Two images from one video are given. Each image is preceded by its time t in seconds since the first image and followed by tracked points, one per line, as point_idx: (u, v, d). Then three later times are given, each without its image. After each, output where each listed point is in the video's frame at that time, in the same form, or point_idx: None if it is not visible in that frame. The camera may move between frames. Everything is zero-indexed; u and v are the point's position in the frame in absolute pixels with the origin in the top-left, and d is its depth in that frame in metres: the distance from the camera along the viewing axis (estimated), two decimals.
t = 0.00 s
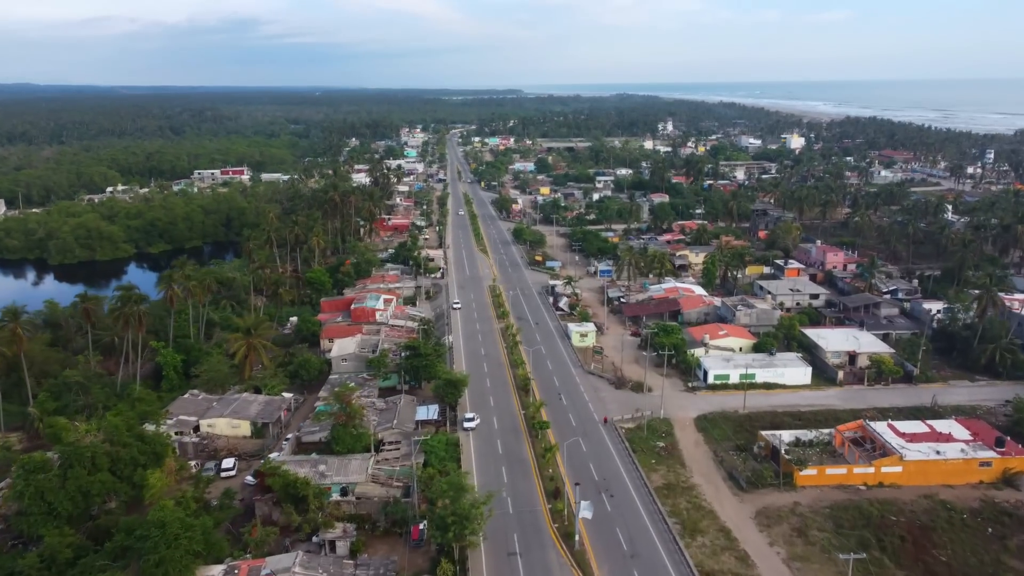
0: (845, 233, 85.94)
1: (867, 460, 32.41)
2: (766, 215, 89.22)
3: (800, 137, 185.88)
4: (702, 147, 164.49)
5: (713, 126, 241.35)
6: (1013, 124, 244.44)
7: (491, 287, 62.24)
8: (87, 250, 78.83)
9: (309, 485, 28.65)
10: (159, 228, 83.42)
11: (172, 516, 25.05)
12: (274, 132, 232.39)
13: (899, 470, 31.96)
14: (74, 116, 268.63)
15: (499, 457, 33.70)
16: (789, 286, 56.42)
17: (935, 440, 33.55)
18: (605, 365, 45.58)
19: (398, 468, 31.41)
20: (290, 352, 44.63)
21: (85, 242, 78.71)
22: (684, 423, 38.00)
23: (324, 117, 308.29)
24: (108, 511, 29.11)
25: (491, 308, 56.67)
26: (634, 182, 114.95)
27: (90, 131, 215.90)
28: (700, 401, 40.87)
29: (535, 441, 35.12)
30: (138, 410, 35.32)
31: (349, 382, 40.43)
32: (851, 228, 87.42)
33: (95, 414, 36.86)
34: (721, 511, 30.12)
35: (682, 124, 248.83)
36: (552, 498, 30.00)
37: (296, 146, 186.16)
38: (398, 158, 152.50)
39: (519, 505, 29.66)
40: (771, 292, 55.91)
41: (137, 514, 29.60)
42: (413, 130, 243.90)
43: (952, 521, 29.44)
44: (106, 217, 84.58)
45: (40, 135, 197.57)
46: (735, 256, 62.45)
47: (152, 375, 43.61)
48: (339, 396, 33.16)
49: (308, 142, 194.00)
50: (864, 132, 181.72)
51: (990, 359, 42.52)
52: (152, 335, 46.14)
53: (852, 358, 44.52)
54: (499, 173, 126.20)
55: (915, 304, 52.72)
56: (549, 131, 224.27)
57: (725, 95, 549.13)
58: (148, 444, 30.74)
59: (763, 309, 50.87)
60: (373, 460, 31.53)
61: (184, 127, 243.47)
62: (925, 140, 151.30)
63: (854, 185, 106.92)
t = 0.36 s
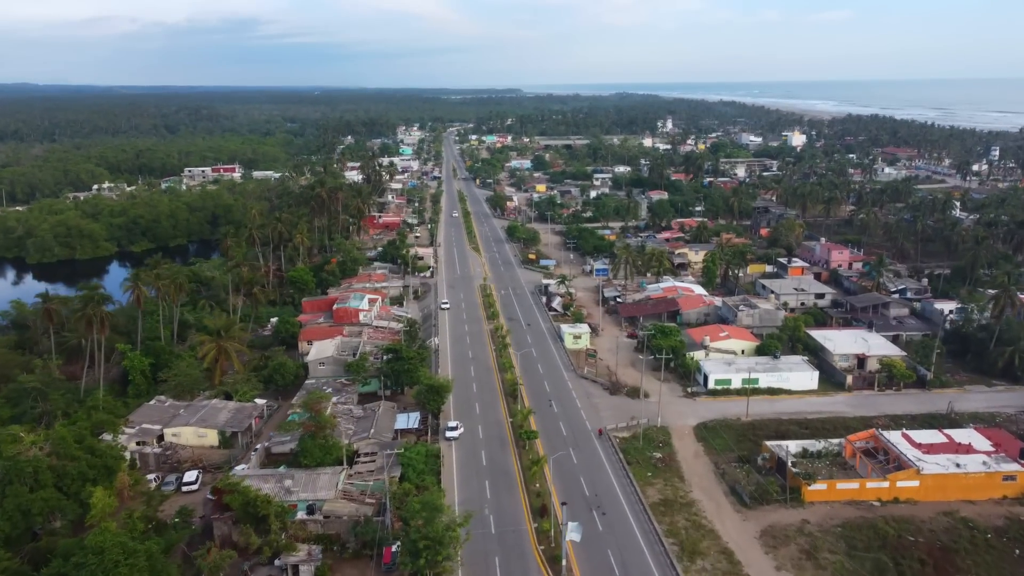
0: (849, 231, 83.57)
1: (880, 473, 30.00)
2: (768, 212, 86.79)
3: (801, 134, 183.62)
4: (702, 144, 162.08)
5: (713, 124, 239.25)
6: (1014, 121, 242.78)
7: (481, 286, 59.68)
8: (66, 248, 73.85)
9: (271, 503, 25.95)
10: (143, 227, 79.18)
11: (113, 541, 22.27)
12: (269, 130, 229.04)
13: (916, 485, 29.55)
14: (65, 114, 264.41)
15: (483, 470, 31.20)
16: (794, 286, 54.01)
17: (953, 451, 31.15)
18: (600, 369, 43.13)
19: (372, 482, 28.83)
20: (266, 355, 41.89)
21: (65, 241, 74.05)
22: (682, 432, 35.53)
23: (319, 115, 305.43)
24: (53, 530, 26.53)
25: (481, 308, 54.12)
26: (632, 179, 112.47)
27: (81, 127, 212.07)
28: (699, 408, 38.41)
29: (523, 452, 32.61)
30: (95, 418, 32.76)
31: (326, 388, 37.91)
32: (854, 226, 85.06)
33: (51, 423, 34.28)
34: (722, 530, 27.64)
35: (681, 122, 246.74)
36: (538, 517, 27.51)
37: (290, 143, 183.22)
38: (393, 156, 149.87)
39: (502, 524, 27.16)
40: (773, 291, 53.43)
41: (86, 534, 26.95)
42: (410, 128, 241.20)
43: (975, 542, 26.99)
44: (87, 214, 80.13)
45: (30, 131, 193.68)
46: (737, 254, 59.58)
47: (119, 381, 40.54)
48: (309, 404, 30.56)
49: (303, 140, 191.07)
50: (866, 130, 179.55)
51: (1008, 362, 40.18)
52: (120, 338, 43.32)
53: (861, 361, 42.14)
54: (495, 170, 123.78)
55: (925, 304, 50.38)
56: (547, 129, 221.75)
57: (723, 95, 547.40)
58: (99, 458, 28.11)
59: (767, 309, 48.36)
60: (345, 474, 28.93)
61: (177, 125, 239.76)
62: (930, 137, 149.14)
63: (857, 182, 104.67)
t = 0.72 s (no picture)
0: (858, 229, 81.19)
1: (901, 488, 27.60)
2: (774, 209, 84.43)
3: (806, 132, 181.14)
4: (706, 141, 159.63)
5: (716, 122, 237.03)
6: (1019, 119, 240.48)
7: (476, 286, 57.31)
8: (50, 246, 71.07)
9: (231, 524, 23.26)
10: (130, 224, 76.23)
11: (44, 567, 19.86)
12: (269, 128, 226.82)
13: (939, 502, 27.14)
14: (64, 112, 262.36)
15: (468, 485, 28.76)
16: (802, 285, 51.61)
17: (979, 465, 28.75)
18: (597, 373, 40.75)
19: (346, 498, 26.31)
20: (243, 358, 39.58)
21: (49, 238, 71.39)
22: (685, 444, 33.10)
23: (320, 114, 303.52)
24: None
25: (475, 309, 51.75)
26: (634, 177, 110.05)
27: (79, 125, 209.83)
28: (703, 416, 35.96)
29: (512, 464, 30.20)
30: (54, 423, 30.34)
31: (306, 394, 35.55)
32: (863, 223, 82.66)
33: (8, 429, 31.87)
34: (728, 553, 25.20)
35: (685, 120, 244.57)
36: (526, 538, 25.07)
37: (289, 141, 181.05)
38: (392, 154, 147.66)
39: (487, 546, 24.71)
40: (781, 291, 50.99)
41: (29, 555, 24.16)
42: (411, 126, 239.10)
43: (1007, 567, 24.56)
44: (74, 211, 77.62)
45: (26, 128, 191.30)
46: (743, 253, 57.34)
47: (87, 385, 37.91)
48: (277, 414, 27.84)
49: (302, 138, 188.87)
50: (872, 127, 177.05)
51: None
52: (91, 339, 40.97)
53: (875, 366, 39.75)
54: (495, 167, 121.66)
55: (941, 305, 47.99)
56: (549, 127, 219.46)
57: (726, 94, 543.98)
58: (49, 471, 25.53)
59: (775, 310, 45.90)
60: (318, 490, 26.37)
61: (177, 123, 237.68)
62: (938, 134, 146.60)
63: (865, 179, 102.27)
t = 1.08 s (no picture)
0: (883, 228, 77.82)
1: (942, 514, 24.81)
2: (795, 207, 81.22)
3: (828, 130, 176.91)
4: (725, 139, 156.18)
5: (736, 120, 233.08)
6: None
7: (482, 286, 54.93)
8: (50, 243, 69.83)
9: (193, 548, 20.98)
10: (132, 220, 74.70)
11: None
12: (284, 126, 226.22)
13: (985, 529, 24.34)
14: (81, 110, 263.55)
15: (462, 503, 26.39)
16: (827, 287, 48.67)
17: None
18: (607, 379, 38.19)
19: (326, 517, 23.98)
20: (231, 361, 37.48)
21: (49, 235, 70.07)
22: (700, 459, 30.45)
23: (335, 112, 302.93)
24: None
25: (480, 310, 49.35)
26: (651, 174, 107.12)
27: (96, 123, 209.81)
28: (721, 428, 33.25)
29: (510, 480, 27.78)
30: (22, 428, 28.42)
31: (294, 400, 33.34)
32: (890, 223, 79.22)
33: None
34: None
35: (703, 118, 240.78)
36: (521, 566, 22.64)
37: (303, 138, 179.89)
38: (405, 151, 145.83)
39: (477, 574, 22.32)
40: (805, 292, 48.03)
41: None
42: (426, 124, 237.44)
43: None
44: (76, 207, 76.31)
45: (42, 125, 191.32)
46: (763, 252, 54.50)
47: (67, 389, 35.87)
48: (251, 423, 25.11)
49: (316, 136, 187.66)
50: (897, 125, 172.55)
51: None
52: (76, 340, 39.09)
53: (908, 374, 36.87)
54: (508, 164, 119.33)
55: (977, 309, 44.87)
56: (565, 125, 216.63)
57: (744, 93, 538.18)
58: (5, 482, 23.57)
59: (798, 313, 43.00)
60: (296, 508, 24.00)
61: (192, 121, 237.74)
62: (966, 132, 142.13)
63: (891, 176, 98.68)
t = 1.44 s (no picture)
0: (912, 227, 74.37)
1: (989, 544, 21.92)
2: (819, 204, 77.91)
3: (852, 128, 172.45)
4: (745, 136, 152.48)
5: (756, 118, 228.76)
6: None
7: (489, 285, 52.50)
8: (50, 239, 68.20)
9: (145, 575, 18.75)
10: (135, 216, 73.29)
11: None
12: (299, 124, 225.69)
13: None
14: (100, 108, 264.93)
15: (451, 523, 23.98)
16: (855, 288, 45.67)
17: None
18: (617, 386, 35.60)
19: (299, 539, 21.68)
20: (218, 363, 35.41)
21: (50, 231, 68.80)
22: (717, 476, 27.79)
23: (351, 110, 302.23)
24: None
25: (485, 310, 46.88)
26: (668, 171, 104.11)
27: (113, 120, 210.22)
28: (740, 441, 30.55)
29: (506, 498, 25.32)
30: None
31: (279, 406, 31.16)
32: (919, 221, 75.65)
33: None
34: None
35: (723, 116, 236.79)
36: None
37: (317, 136, 178.75)
38: (418, 149, 143.98)
39: None
40: (831, 294, 45.03)
41: None
42: (441, 122, 235.86)
43: None
44: (79, 202, 75.06)
45: (60, 122, 191.70)
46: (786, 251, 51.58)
47: (45, 392, 33.95)
48: (219, 434, 22.79)
49: (330, 133, 186.40)
50: (924, 122, 167.67)
51: None
52: (57, 340, 37.26)
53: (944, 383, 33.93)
54: (522, 161, 116.90)
55: (1018, 312, 41.67)
56: (582, 122, 213.77)
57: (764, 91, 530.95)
58: None
59: (824, 315, 40.00)
60: (267, 528, 21.74)
61: (209, 118, 237.90)
62: (996, 129, 137.41)
63: (919, 173, 94.92)
